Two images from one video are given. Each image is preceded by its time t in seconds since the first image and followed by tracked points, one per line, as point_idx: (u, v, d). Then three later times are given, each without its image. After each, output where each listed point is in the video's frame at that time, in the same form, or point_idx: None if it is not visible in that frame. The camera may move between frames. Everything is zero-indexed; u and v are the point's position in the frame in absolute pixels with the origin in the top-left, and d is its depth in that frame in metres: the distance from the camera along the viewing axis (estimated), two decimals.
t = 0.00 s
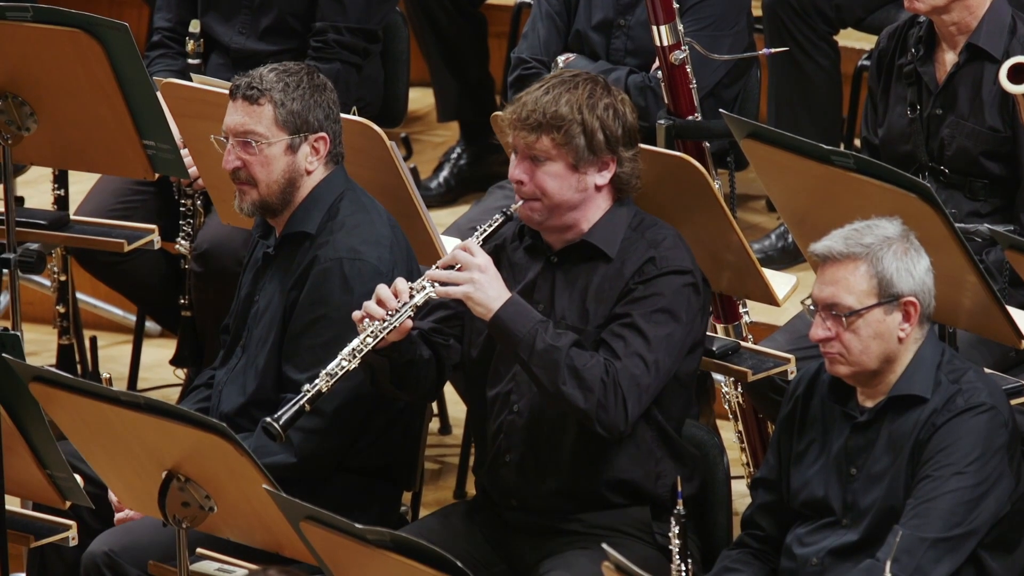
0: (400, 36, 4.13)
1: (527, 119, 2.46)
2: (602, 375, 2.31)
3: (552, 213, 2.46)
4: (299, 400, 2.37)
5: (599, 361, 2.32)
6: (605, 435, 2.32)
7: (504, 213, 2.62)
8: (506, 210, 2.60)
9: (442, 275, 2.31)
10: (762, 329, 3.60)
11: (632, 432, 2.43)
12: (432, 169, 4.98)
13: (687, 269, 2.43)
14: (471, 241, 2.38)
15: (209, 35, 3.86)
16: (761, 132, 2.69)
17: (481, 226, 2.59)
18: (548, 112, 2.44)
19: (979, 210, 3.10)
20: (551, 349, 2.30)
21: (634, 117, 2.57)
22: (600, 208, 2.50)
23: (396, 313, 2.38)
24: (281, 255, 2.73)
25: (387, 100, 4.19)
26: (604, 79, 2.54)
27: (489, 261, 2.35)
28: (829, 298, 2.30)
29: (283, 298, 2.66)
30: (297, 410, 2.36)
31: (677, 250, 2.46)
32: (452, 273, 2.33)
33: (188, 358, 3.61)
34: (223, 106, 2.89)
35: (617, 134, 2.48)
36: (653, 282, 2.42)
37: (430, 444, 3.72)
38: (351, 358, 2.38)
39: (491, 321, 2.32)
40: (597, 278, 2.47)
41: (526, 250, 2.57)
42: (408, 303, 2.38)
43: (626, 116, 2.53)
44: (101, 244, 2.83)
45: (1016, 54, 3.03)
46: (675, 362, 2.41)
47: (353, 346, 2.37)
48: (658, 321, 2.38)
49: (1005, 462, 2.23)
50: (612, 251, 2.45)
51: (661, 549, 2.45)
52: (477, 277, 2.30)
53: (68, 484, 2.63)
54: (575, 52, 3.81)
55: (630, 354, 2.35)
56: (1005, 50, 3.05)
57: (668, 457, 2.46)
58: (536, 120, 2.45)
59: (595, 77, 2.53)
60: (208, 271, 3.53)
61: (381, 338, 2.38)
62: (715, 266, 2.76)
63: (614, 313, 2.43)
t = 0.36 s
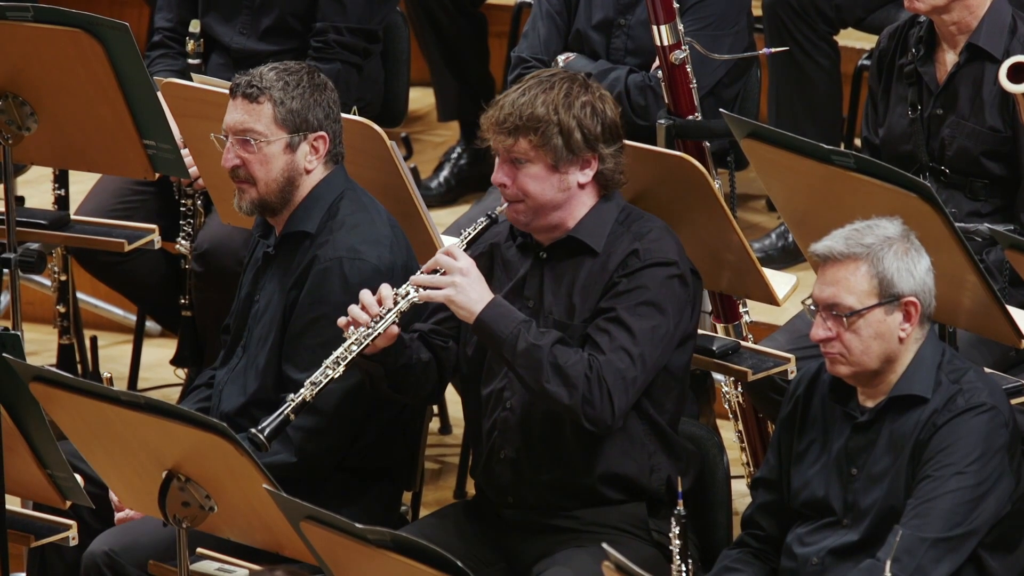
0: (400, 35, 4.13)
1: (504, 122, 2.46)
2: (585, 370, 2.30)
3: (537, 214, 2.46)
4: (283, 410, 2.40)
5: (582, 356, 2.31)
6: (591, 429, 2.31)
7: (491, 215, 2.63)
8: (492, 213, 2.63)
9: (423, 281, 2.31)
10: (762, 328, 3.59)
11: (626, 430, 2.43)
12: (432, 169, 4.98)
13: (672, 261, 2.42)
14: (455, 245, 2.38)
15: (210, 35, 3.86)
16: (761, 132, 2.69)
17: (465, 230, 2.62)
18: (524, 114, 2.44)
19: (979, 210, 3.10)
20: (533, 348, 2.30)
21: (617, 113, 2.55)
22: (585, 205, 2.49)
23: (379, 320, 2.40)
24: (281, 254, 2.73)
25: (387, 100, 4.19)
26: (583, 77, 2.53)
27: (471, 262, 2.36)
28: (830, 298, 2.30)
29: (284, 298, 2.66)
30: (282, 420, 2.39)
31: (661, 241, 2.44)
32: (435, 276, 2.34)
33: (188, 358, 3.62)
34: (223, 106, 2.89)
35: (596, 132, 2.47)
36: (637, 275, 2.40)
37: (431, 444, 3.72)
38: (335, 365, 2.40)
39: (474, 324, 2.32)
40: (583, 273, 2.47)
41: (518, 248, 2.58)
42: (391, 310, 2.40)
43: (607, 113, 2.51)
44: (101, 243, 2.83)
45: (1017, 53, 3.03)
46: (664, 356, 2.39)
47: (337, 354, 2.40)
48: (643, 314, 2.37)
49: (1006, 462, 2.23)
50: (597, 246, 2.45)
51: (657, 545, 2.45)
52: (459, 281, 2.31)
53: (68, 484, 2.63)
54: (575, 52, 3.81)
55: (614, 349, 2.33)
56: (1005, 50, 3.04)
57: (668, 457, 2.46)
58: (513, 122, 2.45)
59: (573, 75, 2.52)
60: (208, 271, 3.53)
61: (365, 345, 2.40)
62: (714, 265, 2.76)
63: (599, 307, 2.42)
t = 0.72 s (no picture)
0: (400, 35, 4.13)
1: (473, 135, 2.42)
2: (569, 356, 2.27)
3: (517, 223, 2.43)
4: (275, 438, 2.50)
5: (566, 344, 2.29)
6: (585, 413, 2.28)
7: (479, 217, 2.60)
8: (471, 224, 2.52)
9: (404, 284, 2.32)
10: (762, 328, 3.59)
11: (625, 429, 2.43)
12: (432, 169, 4.98)
13: (650, 244, 2.40)
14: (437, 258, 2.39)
15: (210, 35, 3.86)
16: (761, 131, 2.69)
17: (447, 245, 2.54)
18: (492, 125, 2.39)
19: (980, 210, 3.10)
20: (516, 341, 2.28)
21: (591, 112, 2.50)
22: (565, 207, 2.46)
23: (365, 343, 2.41)
24: (281, 254, 2.73)
25: (387, 101, 4.19)
26: (551, 79, 2.47)
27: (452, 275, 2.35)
28: (830, 297, 2.30)
29: (284, 298, 2.66)
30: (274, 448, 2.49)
31: (639, 228, 2.43)
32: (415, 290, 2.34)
33: (188, 358, 3.61)
34: (223, 106, 2.89)
35: (567, 136, 2.41)
36: (616, 261, 2.39)
37: (431, 444, 3.72)
38: (323, 392, 2.44)
39: (456, 327, 2.31)
40: (565, 267, 2.46)
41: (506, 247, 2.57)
42: (377, 331, 2.41)
43: (579, 114, 2.46)
44: (101, 243, 2.83)
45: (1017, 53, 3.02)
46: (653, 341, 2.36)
47: (325, 382, 2.43)
48: (626, 296, 2.35)
49: (1006, 462, 2.23)
50: (578, 242, 2.43)
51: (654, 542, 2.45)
52: (439, 283, 2.31)
53: (69, 484, 2.63)
54: (576, 52, 3.81)
55: (597, 333, 2.31)
56: (1006, 50, 3.04)
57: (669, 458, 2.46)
58: (482, 135, 2.41)
59: (541, 79, 2.46)
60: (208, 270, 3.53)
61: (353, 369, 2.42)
62: (714, 264, 2.75)
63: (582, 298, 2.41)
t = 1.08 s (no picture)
0: (401, 36, 4.13)
1: (436, 161, 2.34)
2: (546, 383, 2.25)
3: (493, 241, 2.37)
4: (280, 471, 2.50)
5: (543, 370, 2.27)
6: (570, 434, 2.25)
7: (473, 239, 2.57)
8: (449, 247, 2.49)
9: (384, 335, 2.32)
10: (762, 328, 3.60)
11: (626, 431, 2.43)
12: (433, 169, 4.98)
13: (622, 251, 2.32)
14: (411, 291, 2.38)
15: (211, 35, 3.86)
16: (761, 131, 2.70)
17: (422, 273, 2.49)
18: (454, 149, 2.32)
19: (980, 210, 3.10)
20: (494, 375, 2.28)
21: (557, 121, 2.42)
22: (538, 219, 2.39)
23: (352, 383, 2.41)
24: (282, 254, 2.73)
25: (389, 100, 4.19)
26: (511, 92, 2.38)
27: (430, 312, 2.34)
28: (831, 297, 2.30)
29: (286, 298, 2.66)
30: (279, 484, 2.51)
31: (610, 235, 2.35)
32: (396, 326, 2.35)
33: (190, 359, 3.62)
34: (223, 106, 2.89)
35: (533, 151, 2.33)
36: (589, 273, 2.32)
37: (432, 444, 3.72)
38: (315, 436, 2.43)
39: (443, 366, 2.32)
40: (543, 280, 2.39)
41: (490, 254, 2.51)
42: (362, 370, 2.41)
43: (543, 126, 2.37)
44: (102, 244, 2.83)
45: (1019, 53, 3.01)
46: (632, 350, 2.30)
47: (314, 425, 2.42)
48: (599, 310, 2.28)
49: (1006, 461, 2.23)
50: (552, 254, 2.37)
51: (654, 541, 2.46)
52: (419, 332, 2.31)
53: (69, 484, 2.64)
54: (577, 51, 3.81)
55: (573, 353, 2.26)
56: (1007, 50, 3.03)
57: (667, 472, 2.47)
58: (445, 160, 2.33)
59: (500, 93, 2.38)
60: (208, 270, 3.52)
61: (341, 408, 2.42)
62: (715, 263, 2.75)
63: (559, 313, 2.35)
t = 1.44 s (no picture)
0: (403, 36, 4.13)
1: (428, 192, 2.34)
2: (552, 437, 2.29)
3: (487, 268, 2.37)
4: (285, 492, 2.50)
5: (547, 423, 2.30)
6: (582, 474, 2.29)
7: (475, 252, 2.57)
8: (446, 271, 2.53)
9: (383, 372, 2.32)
10: (764, 328, 3.60)
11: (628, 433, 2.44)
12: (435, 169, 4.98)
13: (625, 296, 2.33)
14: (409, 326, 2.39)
15: (212, 35, 3.86)
16: (763, 132, 2.70)
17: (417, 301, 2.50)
18: (444, 183, 2.32)
19: (982, 210, 3.10)
20: (497, 424, 2.32)
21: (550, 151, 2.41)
22: (533, 248, 2.38)
23: (352, 416, 2.41)
24: (284, 255, 2.73)
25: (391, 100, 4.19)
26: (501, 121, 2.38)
27: (426, 346, 2.34)
28: (833, 298, 2.30)
29: (287, 299, 2.66)
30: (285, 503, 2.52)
31: (612, 276, 2.35)
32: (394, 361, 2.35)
33: (192, 358, 3.62)
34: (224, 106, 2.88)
35: (525, 182, 2.33)
36: (592, 320, 2.32)
37: (434, 444, 3.71)
38: (317, 468, 2.44)
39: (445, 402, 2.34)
40: (543, 316, 2.39)
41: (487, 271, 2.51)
42: (361, 402, 2.41)
43: (534, 157, 2.37)
44: (104, 244, 2.82)
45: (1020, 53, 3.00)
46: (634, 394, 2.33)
47: (316, 457, 2.43)
48: (605, 360, 2.30)
49: (1009, 461, 2.23)
50: (552, 288, 2.36)
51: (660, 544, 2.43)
52: (418, 368, 2.32)
53: (71, 483, 2.64)
54: (579, 51, 3.81)
55: (579, 407, 2.29)
56: (1009, 50, 3.02)
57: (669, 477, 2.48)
58: (436, 192, 2.33)
59: (491, 124, 2.38)
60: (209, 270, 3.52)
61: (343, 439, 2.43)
62: (717, 263, 2.75)
63: (561, 358, 2.36)
